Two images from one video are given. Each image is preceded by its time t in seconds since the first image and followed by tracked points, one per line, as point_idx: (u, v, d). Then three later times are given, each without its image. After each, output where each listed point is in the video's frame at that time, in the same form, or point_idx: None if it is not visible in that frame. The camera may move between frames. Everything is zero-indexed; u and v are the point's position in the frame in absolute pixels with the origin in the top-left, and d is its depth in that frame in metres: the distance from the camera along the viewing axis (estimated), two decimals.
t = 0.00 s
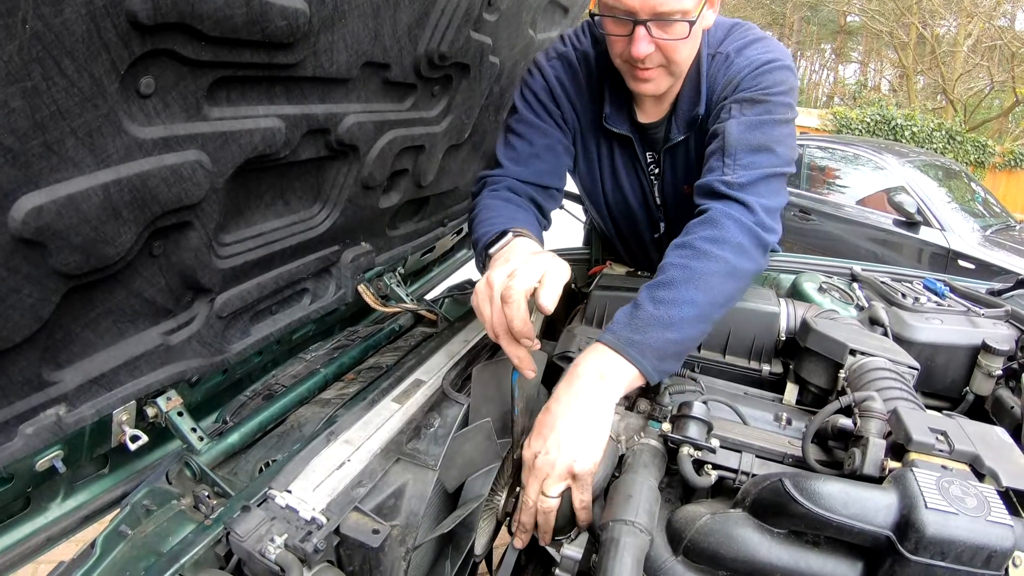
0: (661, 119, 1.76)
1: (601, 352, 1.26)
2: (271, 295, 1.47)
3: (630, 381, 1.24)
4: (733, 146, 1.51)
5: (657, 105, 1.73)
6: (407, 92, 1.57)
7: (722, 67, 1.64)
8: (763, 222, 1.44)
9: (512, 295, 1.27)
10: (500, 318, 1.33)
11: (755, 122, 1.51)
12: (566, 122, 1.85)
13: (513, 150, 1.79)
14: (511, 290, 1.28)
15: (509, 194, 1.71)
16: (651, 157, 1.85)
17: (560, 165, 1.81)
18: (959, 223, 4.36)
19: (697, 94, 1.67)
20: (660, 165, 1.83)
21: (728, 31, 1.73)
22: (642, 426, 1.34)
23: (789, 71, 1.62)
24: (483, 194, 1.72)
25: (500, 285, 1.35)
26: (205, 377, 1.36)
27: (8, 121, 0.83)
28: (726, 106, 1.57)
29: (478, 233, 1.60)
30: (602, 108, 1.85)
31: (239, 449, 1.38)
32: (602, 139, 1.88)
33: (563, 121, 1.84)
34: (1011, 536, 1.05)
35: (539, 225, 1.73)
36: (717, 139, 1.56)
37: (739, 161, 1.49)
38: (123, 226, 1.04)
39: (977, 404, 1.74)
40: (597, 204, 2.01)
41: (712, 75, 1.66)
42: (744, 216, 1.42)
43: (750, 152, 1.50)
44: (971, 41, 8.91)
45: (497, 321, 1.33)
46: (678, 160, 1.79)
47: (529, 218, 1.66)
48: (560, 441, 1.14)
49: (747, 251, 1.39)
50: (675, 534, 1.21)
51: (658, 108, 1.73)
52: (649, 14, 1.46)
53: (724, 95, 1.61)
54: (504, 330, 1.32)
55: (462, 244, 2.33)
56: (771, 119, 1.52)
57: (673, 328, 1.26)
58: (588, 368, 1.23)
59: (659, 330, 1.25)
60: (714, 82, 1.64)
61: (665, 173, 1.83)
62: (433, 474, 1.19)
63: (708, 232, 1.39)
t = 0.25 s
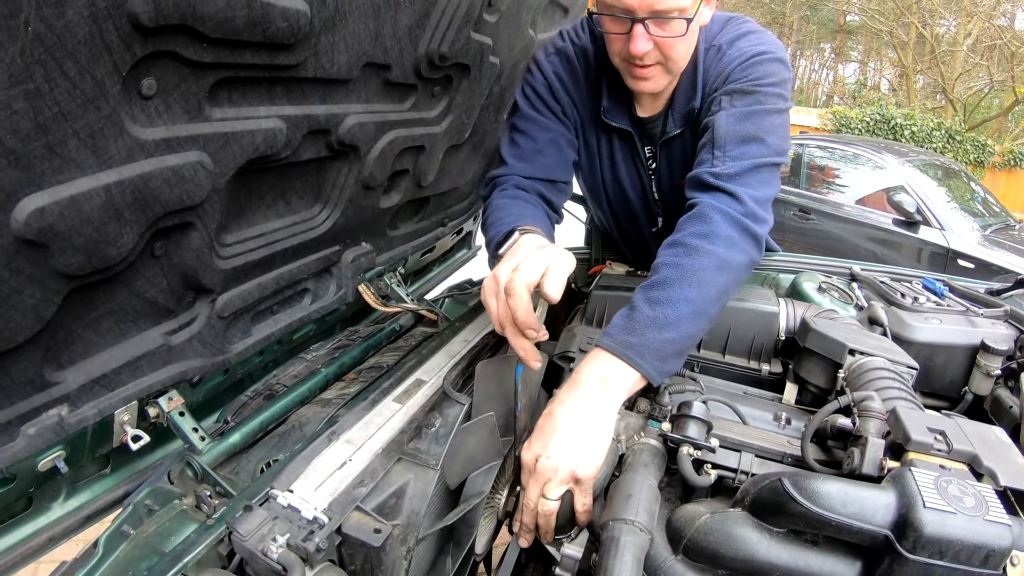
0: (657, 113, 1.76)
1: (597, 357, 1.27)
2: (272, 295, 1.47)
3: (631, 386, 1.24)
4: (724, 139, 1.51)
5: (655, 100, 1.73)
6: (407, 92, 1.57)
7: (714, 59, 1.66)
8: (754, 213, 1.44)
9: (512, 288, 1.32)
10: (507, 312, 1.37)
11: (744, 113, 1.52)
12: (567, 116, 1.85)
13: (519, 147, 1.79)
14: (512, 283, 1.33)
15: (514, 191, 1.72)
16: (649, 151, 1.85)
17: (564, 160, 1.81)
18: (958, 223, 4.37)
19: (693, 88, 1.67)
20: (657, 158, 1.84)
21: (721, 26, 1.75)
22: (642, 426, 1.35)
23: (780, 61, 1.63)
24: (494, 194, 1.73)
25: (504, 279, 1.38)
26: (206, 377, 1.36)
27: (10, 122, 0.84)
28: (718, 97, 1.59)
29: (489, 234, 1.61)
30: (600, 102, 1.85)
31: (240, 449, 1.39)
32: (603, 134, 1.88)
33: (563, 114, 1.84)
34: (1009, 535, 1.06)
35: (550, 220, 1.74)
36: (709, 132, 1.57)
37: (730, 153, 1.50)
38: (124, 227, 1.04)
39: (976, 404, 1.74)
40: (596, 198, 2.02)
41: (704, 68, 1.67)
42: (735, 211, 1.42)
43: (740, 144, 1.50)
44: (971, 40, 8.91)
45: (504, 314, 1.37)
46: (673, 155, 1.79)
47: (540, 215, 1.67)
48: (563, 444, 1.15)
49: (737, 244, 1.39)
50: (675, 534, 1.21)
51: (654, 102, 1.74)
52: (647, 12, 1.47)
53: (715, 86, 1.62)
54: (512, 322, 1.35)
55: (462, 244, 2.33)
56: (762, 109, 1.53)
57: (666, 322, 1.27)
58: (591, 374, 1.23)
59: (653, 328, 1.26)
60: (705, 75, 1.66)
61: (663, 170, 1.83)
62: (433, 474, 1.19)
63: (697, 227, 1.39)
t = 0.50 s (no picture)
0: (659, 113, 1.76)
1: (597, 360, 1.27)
2: (272, 295, 1.48)
3: (633, 388, 1.24)
4: (724, 139, 1.52)
5: (657, 101, 1.73)
6: (407, 93, 1.57)
7: (715, 59, 1.66)
8: (755, 213, 1.44)
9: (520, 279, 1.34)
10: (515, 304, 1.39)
11: (745, 113, 1.52)
12: (564, 115, 1.85)
13: (514, 147, 1.81)
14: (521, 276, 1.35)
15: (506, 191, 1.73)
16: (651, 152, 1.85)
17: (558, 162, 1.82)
18: (958, 223, 4.37)
19: (694, 88, 1.68)
20: (659, 159, 1.84)
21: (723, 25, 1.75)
22: (642, 426, 1.35)
23: (782, 61, 1.63)
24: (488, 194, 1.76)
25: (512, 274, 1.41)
26: (206, 377, 1.36)
27: (11, 124, 0.84)
28: (719, 97, 1.59)
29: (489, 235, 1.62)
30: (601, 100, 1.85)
31: (240, 449, 1.39)
32: (603, 135, 1.88)
33: (559, 113, 1.84)
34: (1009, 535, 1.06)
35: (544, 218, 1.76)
36: (710, 133, 1.58)
37: (731, 154, 1.50)
38: (125, 228, 1.05)
39: (975, 404, 1.75)
40: (597, 196, 2.02)
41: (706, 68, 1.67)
42: (736, 212, 1.42)
43: (741, 144, 1.51)
44: (971, 40, 8.91)
45: (510, 307, 1.39)
46: (675, 155, 1.80)
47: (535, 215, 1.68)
48: (563, 445, 1.15)
49: (737, 245, 1.39)
50: (675, 534, 1.21)
51: (656, 103, 1.74)
52: (655, 13, 1.47)
53: (716, 86, 1.63)
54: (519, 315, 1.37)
55: (462, 245, 2.33)
56: (763, 110, 1.53)
57: (668, 324, 1.27)
58: (590, 377, 1.24)
59: (655, 332, 1.26)
60: (706, 75, 1.66)
61: (664, 170, 1.84)
62: (433, 474, 1.19)
63: (698, 229, 1.39)
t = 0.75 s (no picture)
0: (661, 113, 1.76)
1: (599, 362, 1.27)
2: (272, 296, 1.47)
3: (635, 390, 1.24)
4: (727, 139, 1.52)
5: (661, 103, 1.74)
6: (406, 94, 1.57)
7: (717, 59, 1.67)
8: (757, 213, 1.44)
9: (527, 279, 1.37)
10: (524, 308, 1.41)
11: (748, 112, 1.52)
12: (566, 120, 1.85)
13: (515, 154, 1.81)
14: (528, 277, 1.38)
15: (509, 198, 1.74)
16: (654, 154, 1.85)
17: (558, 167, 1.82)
18: (958, 223, 4.37)
19: (698, 88, 1.68)
20: (661, 161, 1.84)
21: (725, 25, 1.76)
22: (641, 427, 1.35)
23: (785, 58, 1.63)
24: (490, 201, 1.77)
25: (517, 280, 1.44)
26: (206, 378, 1.36)
27: (10, 125, 0.84)
28: (721, 96, 1.59)
29: (493, 243, 1.62)
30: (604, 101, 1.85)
31: (240, 450, 1.39)
32: (604, 136, 1.88)
33: (562, 119, 1.84)
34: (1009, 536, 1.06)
35: (546, 223, 1.77)
36: (712, 133, 1.58)
37: (733, 154, 1.50)
38: (124, 229, 1.05)
39: (975, 404, 1.74)
40: (598, 199, 2.02)
41: (709, 68, 1.68)
42: (737, 212, 1.42)
43: (743, 144, 1.51)
44: (971, 41, 8.91)
45: (519, 313, 1.42)
46: (678, 156, 1.80)
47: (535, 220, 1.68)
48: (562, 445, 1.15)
49: (739, 246, 1.39)
50: (675, 534, 1.21)
51: (660, 105, 1.74)
52: (662, 19, 1.47)
53: (718, 86, 1.63)
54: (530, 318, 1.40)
55: (461, 246, 2.33)
56: (765, 108, 1.53)
57: (670, 325, 1.27)
58: (591, 379, 1.24)
59: (655, 333, 1.26)
60: (709, 75, 1.67)
61: (666, 171, 1.84)
62: (433, 476, 1.19)
63: (699, 230, 1.39)
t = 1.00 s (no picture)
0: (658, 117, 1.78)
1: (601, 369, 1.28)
2: (274, 299, 1.48)
3: (637, 396, 1.25)
4: (725, 143, 1.52)
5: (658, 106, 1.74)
6: (407, 98, 1.57)
7: (716, 63, 1.67)
8: (756, 217, 1.44)
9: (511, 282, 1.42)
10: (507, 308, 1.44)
11: (746, 117, 1.53)
12: (563, 124, 1.86)
13: (513, 157, 1.82)
14: (511, 280, 1.43)
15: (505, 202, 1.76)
16: (652, 157, 1.85)
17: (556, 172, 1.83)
18: (958, 225, 4.38)
19: (696, 90, 1.68)
20: (660, 164, 1.84)
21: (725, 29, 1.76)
22: (642, 431, 1.36)
23: (783, 63, 1.63)
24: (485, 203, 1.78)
25: (501, 284, 1.47)
26: (207, 381, 1.37)
27: (14, 130, 0.84)
28: (719, 101, 1.59)
29: (484, 247, 1.64)
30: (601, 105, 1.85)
31: (241, 454, 1.39)
32: (603, 140, 1.88)
33: (560, 124, 1.85)
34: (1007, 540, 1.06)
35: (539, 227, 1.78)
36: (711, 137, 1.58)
37: (732, 158, 1.50)
38: (126, 233, 1.05)
39: (975, 408, 1.75)
40: (597, 202, 2.02)
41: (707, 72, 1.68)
42: (737, 217, 1.42)
43: (741, 148, 1.51)
44: (971, 42, 8.92)
45: (503, 316, 1.43)
46: (676, 159, 1.80)
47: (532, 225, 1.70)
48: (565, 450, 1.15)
49: (738, 250, 1.39)
50: (675, 538, 1.22)
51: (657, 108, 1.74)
52: (658, 21, 1.47)
53: (716, 89, 1.63)
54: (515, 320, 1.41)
55: (462, 249, 2.34)
56: (764, 113, 1.53)
57: (670, 329, 1.27)
58: (596, 385, 1.25)
59: (656, 338, 1.27)
60: (707, 79, 1.67)
61: (665, 173, 1.84)
62: (434, 479, 1.20)
63: (699, 235, 1.40)
